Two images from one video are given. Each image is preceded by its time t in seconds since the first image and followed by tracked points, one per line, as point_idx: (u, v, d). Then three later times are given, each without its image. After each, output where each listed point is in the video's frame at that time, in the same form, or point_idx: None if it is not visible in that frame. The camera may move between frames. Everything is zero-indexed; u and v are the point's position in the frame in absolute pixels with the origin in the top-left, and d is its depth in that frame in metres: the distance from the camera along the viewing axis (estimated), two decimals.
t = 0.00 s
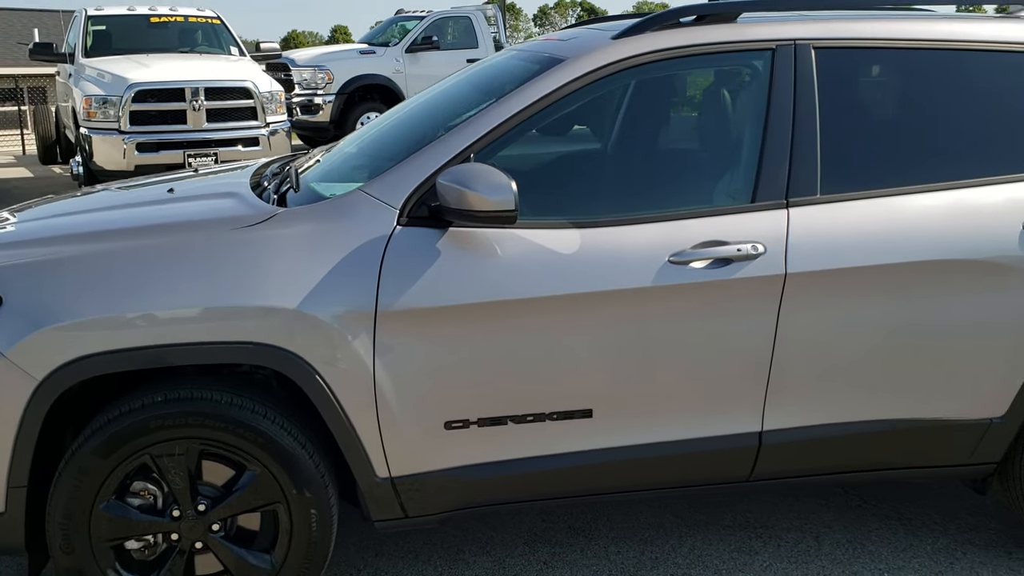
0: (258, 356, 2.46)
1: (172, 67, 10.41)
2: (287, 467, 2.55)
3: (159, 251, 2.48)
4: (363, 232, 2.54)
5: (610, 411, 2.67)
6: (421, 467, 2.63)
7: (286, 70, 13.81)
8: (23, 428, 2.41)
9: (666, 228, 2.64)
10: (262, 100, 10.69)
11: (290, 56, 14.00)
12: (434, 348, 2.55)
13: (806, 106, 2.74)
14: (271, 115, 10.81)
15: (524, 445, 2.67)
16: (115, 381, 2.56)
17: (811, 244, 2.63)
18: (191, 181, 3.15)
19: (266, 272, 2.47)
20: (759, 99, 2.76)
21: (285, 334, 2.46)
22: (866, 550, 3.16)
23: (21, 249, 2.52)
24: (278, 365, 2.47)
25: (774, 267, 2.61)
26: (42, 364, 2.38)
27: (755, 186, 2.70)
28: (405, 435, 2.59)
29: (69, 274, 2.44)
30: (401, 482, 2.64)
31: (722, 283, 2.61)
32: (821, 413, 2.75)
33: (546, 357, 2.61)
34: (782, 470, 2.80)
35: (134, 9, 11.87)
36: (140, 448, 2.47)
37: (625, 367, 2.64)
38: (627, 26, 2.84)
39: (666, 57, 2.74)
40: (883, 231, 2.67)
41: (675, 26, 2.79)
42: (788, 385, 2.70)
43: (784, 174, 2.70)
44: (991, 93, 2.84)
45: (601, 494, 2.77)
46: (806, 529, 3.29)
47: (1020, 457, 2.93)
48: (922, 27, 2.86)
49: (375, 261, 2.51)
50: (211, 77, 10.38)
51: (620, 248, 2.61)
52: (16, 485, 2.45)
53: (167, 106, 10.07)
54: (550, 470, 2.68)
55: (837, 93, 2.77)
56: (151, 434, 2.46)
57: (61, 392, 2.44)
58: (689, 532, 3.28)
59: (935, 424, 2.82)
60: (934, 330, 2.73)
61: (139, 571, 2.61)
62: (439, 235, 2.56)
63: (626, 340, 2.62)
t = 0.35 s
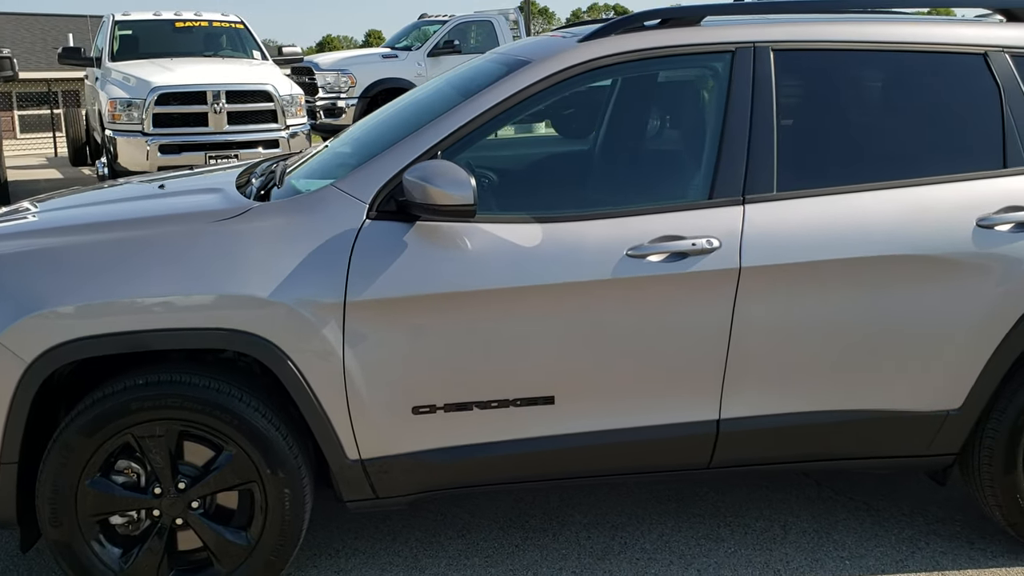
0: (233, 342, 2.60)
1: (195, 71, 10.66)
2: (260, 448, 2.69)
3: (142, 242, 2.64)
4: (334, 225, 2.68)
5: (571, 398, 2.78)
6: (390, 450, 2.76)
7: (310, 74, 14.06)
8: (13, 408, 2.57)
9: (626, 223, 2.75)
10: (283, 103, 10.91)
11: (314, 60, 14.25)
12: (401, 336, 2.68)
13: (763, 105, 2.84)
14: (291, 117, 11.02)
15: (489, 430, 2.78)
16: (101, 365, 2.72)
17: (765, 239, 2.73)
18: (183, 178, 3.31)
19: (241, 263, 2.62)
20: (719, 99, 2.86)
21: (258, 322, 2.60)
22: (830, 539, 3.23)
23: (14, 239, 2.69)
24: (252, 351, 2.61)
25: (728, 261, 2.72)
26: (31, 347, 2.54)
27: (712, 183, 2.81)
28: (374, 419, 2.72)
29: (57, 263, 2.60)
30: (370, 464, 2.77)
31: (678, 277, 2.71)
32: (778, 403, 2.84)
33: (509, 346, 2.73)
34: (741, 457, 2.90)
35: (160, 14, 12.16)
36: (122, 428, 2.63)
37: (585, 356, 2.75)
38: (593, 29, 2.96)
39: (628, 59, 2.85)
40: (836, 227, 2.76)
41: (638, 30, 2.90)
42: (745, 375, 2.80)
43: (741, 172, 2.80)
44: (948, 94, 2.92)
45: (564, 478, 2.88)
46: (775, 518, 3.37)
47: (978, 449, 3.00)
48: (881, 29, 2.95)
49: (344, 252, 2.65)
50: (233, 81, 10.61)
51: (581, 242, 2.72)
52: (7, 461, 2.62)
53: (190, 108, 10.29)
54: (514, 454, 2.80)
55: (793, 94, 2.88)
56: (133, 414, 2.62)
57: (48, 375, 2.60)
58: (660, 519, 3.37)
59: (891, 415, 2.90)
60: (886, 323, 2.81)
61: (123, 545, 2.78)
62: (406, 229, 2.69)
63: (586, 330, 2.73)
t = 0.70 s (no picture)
0: (219, 329, 2.75)
1: (210, 73, 10.88)
2: (245, 430, 2.83)
3: (135, 234, 2.80)
4: (316, 219, 2.82)
5: (542, 385, 2.91)
6: (369, 434, 2.90)
7: (325, 76, 14.26)
8: (13, 389, 2.73)
9: (595, 218, 2.88)
10: (296, 105, 11.10)
11: (330, 62, 14.45)
12: (380, 325, 2.82)
13: (730, 106, 2.96)
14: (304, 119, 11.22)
15: (464, 415, 2.92)
16: (97, 350, 2.88)
17: (728, 235, 2.85)
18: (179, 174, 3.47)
19: (227, 254, 2.77)
20: (686, 101, 2.98)
21: (243, 310, 2.75)
22: (799, 525, 3.32)
23: (15, 231, 2.85)
24: (237, 338, 2.76)
25: (692, 255, 2.84)
26: (29, 333, 2.70)
27: (679, 181, 2.93)
28: (353, 405, 2.86)
29: (55, 254, 2.76)
30: (351, 446, 2.91)
31: (644, 270, 2.83)
32: (742, 391, 2.96)
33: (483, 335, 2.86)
34: (707, 444, 3.02)
35: (177, 17, 12.40)
36: (116, 410, 2.78)
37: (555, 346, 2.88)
38: (569, 32, 3.08)
39: (599, 63, 2.98)
40: (798, 223, 2.87)
41: (611, 34, 3.03)
42: (709, 365, 2.92)
43: (707, 171, 2.92)
44: (909, 96, 3.03)
45: (536, 462, 3.01)
46: (747, 505, 3.46)
47: (939, 439, 3.10)
48: (845, 34, 3.06)
49: (326, 245, 2.79)
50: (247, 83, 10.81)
51: (551, 236, 2.85)
52: (8, 441, 2.78)
53: (206, 110, 10.50)
54: (488, 438, 2.93)
55: (759, 95, 2.99)
56: (125, 397, 2.77)
57: (46, 358, 2.76)
58: (635, 505, 3.48)
59: (852, 405, 3.01)
60: (848, 316, 2.91)
61: (117, 521, 2.93)
62: (384, 223, 2.83)
63: (556, 320, 2.86)
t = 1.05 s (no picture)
0: (204, 318, 2.92)
1: (221, 75, 11.09)
2: (228, 413, 3.00)
3: (125, 228, 2.97)
4: (296, 215, 2.99)
5: (510, 373, 3.07)
6: (346, 418, 3.06)
7: (336, 78, 14.46)
8: (11, 373, 2.91)
9: (560, 215, 3.04)
10: (304, 107, 11.30)
11: (341, 64, 14.65)
12: (355, 314, 2.98)
13: (689, 109, 3.11)
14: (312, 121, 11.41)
15: (436, 401, 3.08)
16: (90, 338, 3.06)
17: (686, 231, 3.00)
18: (172, 173, 3.65)
19: (212, 248, 2.94)
20: (650, 103, 3.13)
21: (226, 300, 2.92)
22: (763, 512, 3.44)
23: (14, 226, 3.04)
24: (221, 326, 2.93)
25: (652, 251, 2.98)
26: (25, 320, 2.88)
27: (641, 180, 3.07)
28: (331, 390, 3.03)
29: (51, 247, 2.94)
30: (328, 430, 3.07)
31: (605, 264, 2.98)
32: (701, 380, 3.10)
33: (453, 325, 3.02)
34: (668, 431, 3.16)
35: (190, 20, 12.64)
36: (107, 394, 2.96)
37: (522, 336, 3.04)
38: (535, 41, 3.26)
39: (566, 67, 3.14)
40: (754, 220, 3.01)
41: (579, 40, 3.19)
42: (669, 355, 3.07)
43: (668, 170, 3.07)
44: (864, 99, 3.16)
45: (506, 447, 3.16)
46: (715, 492, 3.58)
47: (893, 428, 3.23)
48: (803, 40, 3.20)
49: (303, 239, 2.96)
50: (257, 85, 11.02)
51: (518, 232, 3.01)
52: (6, 422, 2.96)
53: (217, 113, 10.71)
54: (458, 423, 3.09)
55: (720, 98, 3.13)
56: (116, 381, 2.95)
57: (42, 345, 2.94)
58: (606, 491, 3.61)
59: (807, 395, 3.14)
60: (802, 309, 3.05)
61: (108, 500, 3.11)
62: (360, 219, 2.99)
63: (523, 311, 3.02)
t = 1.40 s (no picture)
0: (198, 313, 3.07)
1: (232, 79, 11.28)
2: (221, 404, 3.15)
3: (123, 227, 3.13)
4: (285, 215, 3.14)
5: (490, 367, 3.20)
6: (334, 409, 3.20)
7: (347, 82, 14.63)
8: (16, 365, 3.07)
9: (538, 216, 3.17)
10: (314, 110, 11.47)
11: (352, 68, 14.82)
12: (342, 310, 3.12)
13: (663, 116, 3.25)
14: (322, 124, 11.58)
15: (420, 393, 3.21)
16: (91, 331, 3.22)
17: (659, 231, 3.12)
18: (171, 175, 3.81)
19: (205, 246, 3.09)
20: (626, 109, 3.27)
21: (218, 296, 3.07)
22: (738, 503, 3.55)
23: (18, 225, 3.20)
24: (213, 320, 3.08)
25: (626, 250, 3.11)
26: (28, 314, 3.04)
27: (617, 182, 3.20)
28: (318, 382, 3.17)
29: (52, 244, 3.09)
30: (316, 421, 3.21)
31: (581, 262, 3.11)
32: (674, 374, 3.22)
33: (435, 320, 3.15)
34: (643, 423, 3.28)
35: (203, 25, 12.84)
36: (106, 384, 3.11)
37: (502, 331, 3.16)
38: (516, 49, 3.40)
39: (546, 74, 3.28)
40: (724, 221, 3.13)
41: (559, 47, 3.33)
42: (643, 351, 3.19)
43: (642, 173, 3.20)
44: (833, 105, 3.28)
45: (487, 437, 3.29)
46: (693, 484, 3.69)
47: (863, 423, 3.34)
48: (775, 48, 3.32)
49: (292, 238, 3.11)
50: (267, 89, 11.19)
51: (498, 231, 3.14)
52: (10, 411, 3.12)
53: (227, 115, 10.90)
54: (441, 414, 3.22)
55: (692, 104, 3.27)
56: (114, 373, 3.10)
57: (46, 337, 3.10)
58: (588, 482, 3.73)
59: (778, 389, 3.26)
60: (771, 307, 3.17)
61: (107, 486, 3.27)
62: (347, 219, 3.14)
63: (502, 308, 3.15)
